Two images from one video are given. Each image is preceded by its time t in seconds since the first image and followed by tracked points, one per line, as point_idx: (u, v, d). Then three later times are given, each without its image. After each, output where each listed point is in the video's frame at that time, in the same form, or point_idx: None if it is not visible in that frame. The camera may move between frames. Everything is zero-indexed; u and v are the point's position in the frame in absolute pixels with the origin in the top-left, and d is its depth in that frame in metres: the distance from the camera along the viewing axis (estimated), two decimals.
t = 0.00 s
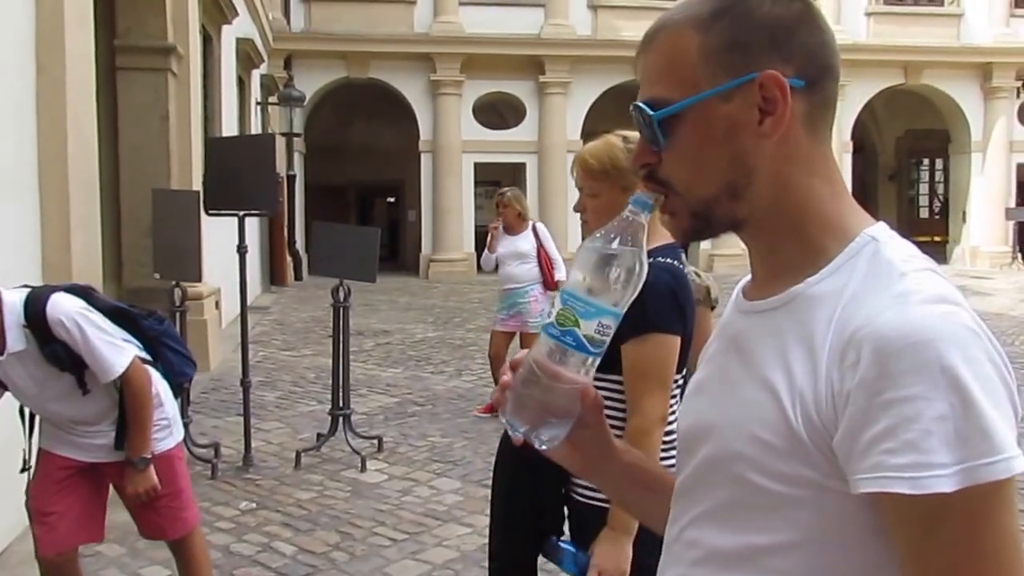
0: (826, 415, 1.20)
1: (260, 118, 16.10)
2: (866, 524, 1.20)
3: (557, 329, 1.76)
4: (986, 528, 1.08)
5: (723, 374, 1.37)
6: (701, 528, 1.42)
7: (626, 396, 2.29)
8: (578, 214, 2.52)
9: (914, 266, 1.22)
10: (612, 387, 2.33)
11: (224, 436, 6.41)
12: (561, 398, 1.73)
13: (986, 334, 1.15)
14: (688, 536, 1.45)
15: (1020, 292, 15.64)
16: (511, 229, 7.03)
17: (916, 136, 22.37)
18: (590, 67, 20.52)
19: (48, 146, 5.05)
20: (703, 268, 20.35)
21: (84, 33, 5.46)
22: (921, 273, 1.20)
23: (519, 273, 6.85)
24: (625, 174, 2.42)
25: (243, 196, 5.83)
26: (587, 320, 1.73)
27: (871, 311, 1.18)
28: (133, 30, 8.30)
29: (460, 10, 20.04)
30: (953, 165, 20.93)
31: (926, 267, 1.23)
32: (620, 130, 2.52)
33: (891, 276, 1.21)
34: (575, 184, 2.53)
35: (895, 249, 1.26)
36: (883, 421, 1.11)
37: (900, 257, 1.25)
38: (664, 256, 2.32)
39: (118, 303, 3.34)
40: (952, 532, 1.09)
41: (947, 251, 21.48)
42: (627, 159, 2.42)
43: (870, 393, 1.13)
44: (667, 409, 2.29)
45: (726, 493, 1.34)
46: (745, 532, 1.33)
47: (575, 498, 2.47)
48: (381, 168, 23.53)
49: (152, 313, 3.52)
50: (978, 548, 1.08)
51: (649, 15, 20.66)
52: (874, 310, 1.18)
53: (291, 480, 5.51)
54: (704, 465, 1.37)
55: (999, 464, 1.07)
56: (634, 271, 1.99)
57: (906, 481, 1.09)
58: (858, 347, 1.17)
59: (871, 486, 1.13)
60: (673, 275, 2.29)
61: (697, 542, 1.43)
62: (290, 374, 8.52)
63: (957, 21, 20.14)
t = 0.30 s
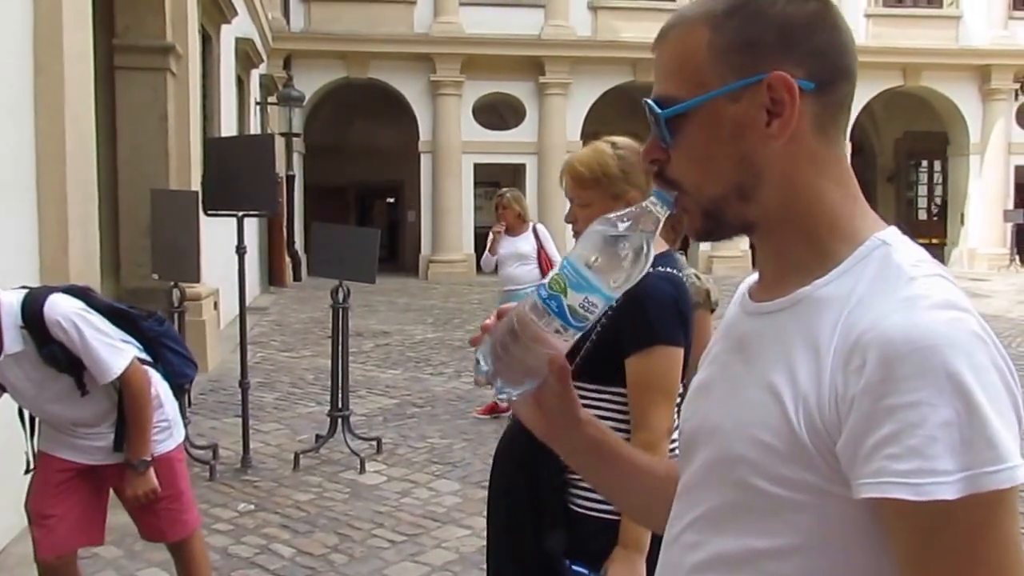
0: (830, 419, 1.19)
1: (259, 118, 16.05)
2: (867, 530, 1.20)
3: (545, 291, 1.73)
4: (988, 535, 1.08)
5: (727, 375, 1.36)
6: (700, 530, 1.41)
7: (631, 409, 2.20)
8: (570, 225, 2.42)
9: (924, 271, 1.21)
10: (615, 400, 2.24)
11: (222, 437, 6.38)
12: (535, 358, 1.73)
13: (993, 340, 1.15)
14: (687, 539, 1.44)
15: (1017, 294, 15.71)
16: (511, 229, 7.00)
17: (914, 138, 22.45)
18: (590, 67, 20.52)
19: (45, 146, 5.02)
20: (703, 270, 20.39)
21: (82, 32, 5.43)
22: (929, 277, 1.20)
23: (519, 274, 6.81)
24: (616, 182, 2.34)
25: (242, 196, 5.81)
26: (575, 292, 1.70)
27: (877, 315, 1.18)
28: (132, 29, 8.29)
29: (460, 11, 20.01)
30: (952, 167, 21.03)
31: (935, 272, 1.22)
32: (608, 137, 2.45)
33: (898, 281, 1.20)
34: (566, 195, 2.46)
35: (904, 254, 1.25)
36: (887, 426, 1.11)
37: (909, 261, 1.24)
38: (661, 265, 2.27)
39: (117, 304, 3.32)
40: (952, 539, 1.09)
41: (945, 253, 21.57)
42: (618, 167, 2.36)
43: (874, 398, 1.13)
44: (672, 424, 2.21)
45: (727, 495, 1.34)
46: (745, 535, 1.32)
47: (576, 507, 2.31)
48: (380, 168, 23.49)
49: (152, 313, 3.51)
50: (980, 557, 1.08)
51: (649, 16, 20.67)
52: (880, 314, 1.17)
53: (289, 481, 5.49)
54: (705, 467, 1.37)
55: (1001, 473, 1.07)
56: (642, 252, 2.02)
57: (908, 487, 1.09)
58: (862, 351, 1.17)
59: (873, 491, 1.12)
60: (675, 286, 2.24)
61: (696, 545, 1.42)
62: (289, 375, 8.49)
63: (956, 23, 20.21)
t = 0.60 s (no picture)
0: (833, 420, 1.20)
1: (258, 118, 16.00)
2: (869, 533, 1.20)
3: (533, 234, 1.85)
4: (987, 540, 1.08)
5: (732, 374, 1.36)
6: (699, 529, 1.41)
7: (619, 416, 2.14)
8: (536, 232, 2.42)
9: (934, 274, 1.21)
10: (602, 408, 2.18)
11: (221, 438, 6.36)
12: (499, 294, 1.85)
13: (1001, 343, 1.15)
14: (687, 539, 1.44)
15: (1014, 295, 15.81)
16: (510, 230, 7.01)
17: (912, 139, 22.53)
18: (589, 68, 20.53)
19: (43, 145, 4.99)
20: (702, 272, 20.44)
21: (79, 31, 5.40)
22: (938, 280, 1.20)
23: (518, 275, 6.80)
24: (579, 189, 2.33)
25: (240, 197, 5.79)
26: (557, 244, 1.82)
27: (883, 317, 1.18)
28: (130, 28, 8.27)
29: (460, 11, 20.00)
30: (949, 168, 21.14)
31: (944, 275, 1.22)
32: (571, 143, 2.44)
33: (907, 283, 1.20)
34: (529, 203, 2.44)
35: (915, 256, 1.25)
36: (889, 428, 1.11)
37: (920, 264, 1.24)
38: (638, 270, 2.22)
39: (115, 305, 3.31)
40: (952, 543, 1.09)
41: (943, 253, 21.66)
42: (581, 174, 2.34)
43: (877, 401, 1.13)
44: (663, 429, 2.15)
45: (727, 495, 1.33)
46: (745, 535, 1.32)
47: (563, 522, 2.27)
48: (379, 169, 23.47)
49: (152, 315, 3.50)
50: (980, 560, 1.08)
51: (649, 16, 20.68)
52: (888, 316, 1.17)
53: (287, 483, 5.47)
54: (707, 467, 1.37)
55: (1004, 477, 1.06)
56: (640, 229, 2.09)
57: (909, 489, 1.09)
58: (869, 352, 1.17)
59: (872, 492, 1.12)
60: (655, 292, 2.22)
61: (696, 546, 1.42)
62: (287, 376, 8.46)
63: (953, 24, 20.28)
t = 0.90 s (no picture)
0: (835, 418, 1.20)
1: (256, 119, 15.99)
2: (870, 531, 1.20)
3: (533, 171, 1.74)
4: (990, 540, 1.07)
5: (732, 371, 1.36)
6: (698, 528, 1.40)
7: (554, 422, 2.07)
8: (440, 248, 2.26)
9: (936, 273, 1.22)
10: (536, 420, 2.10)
11: (219, 440, 6.35)
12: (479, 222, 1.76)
13: (1002, 342, 1.15)
14: (685, 538, 1.44)
15: (1012, 296, 15.80)
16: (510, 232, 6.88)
17: (910, 140, 22.53)
18: (587, 69, 20.52)
19: (41, 146, 4.99)
20: (700, 273, 20.45)
21: (77, 32, 5.40)
22: (939, 280, 1.20)
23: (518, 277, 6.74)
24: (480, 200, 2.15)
25: (239, 198, 5.78)
26: (551, 188, 1.72)
27: (887, 314, 1.18)
28: (127, 29, 8.26)
29: (457, 12, 19.99)
30: (947, 169, 21.13)
31: (945, 275, 1.22)
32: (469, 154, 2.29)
33: (910, 282, 1.21)
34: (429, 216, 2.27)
35: (916, 256, 1.25)
36: (894, 425, 1.11)
37: (922, 264, 1.24)
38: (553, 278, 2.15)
39: (113, 306, 3.30)
40: (955, 539, 1.08)
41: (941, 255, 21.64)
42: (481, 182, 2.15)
43: (882, 397, 1.13)
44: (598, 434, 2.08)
45: (726, 493, 1.33)
46: (744, 533, 1.32)
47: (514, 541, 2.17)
48: (377, 170, 23.45)
49: (150, 316, 3.49)
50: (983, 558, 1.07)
51: (648, 17, 20.67)
52: (891, 314, 1.18)
53: (286, 484, 5.47)
54: (707, 465, 1.36)
55: (1008, 474, 1.06)
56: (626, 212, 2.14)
57: (914, 486, 1.09)
58: (872, 349, 1.17)
59: (875, 490, 1.12)
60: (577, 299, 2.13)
61: (694, 546, 1.41)
62: (286, 377, 8.46)
63: (951, 25, 20.28)
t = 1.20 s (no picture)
0: (836, 417, 1.19)
1: (254, 120, 15.98)
2: (869, 529, 1.20)
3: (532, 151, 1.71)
4: (991, 539, 1.08)
5: (731, 369, 1.35)
6: (694, 526, 1.40)
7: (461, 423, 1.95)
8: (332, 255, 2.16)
9: (935, 273, 1.22)
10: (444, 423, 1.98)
11: (217, 441, 6.35)
12: (470, 196, 1.75)
13: (1002, 342, 1.15)
14: (681, 536, 1.43)
15: (1010, 297, 15.80)
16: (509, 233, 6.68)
17: (908, 140, 22.55)
18: (584, 70, 20.53)
19: (38, 146, 4.98)
20: (698, 274, 20.46)
21: (75, 32, 5.40)
22: (939, 280, 1.20)
23: (515, 279, 6.67)
24: (366, 198, 2.06)
25: (236, 199, 5.78)
26: (548, 168, 1.70)
27: (889, 313, 1.18)
28: (125, 30, 8.27)
29: (455, 13, 20.00)
30: (945, 170, 21.13)
31: (945, 275, 1.22)
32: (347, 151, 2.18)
33: (910, 283, 1.21)
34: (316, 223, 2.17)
35: (914, 256, 1.26)
36: (896, 424, 1.11)
37: (920, 263, 1.24)
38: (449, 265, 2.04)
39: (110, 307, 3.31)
40: (957, 538, 1.08)
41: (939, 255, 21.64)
42: (364, 181, 2.07)
43: (884, 397, 1.13)
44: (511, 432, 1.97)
45: (725, 492, 1.32)
46: (742, 531, 1.31)
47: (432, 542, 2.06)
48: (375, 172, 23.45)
49: (147, 317, 3.49)
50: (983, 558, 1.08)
51: (646, 18, 20.68)
52: (893, 313, 1.17)
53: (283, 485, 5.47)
54: (705, 462, 1.36)
55: (1009, 472, 1.07)
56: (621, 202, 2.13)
57: (917, 485, 1.08)
58: (874, 348, 1.16)
59: (878, 489, 1.12)
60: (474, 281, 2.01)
61: (691, 544, 1.41)
62: (283, 379, 8.46)
63: (949, 25, 20.27)
